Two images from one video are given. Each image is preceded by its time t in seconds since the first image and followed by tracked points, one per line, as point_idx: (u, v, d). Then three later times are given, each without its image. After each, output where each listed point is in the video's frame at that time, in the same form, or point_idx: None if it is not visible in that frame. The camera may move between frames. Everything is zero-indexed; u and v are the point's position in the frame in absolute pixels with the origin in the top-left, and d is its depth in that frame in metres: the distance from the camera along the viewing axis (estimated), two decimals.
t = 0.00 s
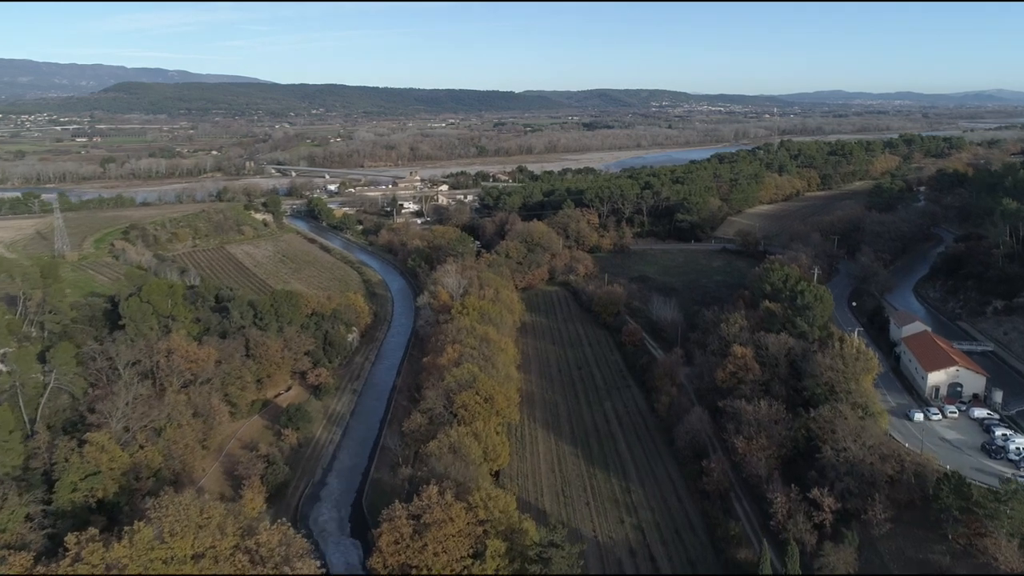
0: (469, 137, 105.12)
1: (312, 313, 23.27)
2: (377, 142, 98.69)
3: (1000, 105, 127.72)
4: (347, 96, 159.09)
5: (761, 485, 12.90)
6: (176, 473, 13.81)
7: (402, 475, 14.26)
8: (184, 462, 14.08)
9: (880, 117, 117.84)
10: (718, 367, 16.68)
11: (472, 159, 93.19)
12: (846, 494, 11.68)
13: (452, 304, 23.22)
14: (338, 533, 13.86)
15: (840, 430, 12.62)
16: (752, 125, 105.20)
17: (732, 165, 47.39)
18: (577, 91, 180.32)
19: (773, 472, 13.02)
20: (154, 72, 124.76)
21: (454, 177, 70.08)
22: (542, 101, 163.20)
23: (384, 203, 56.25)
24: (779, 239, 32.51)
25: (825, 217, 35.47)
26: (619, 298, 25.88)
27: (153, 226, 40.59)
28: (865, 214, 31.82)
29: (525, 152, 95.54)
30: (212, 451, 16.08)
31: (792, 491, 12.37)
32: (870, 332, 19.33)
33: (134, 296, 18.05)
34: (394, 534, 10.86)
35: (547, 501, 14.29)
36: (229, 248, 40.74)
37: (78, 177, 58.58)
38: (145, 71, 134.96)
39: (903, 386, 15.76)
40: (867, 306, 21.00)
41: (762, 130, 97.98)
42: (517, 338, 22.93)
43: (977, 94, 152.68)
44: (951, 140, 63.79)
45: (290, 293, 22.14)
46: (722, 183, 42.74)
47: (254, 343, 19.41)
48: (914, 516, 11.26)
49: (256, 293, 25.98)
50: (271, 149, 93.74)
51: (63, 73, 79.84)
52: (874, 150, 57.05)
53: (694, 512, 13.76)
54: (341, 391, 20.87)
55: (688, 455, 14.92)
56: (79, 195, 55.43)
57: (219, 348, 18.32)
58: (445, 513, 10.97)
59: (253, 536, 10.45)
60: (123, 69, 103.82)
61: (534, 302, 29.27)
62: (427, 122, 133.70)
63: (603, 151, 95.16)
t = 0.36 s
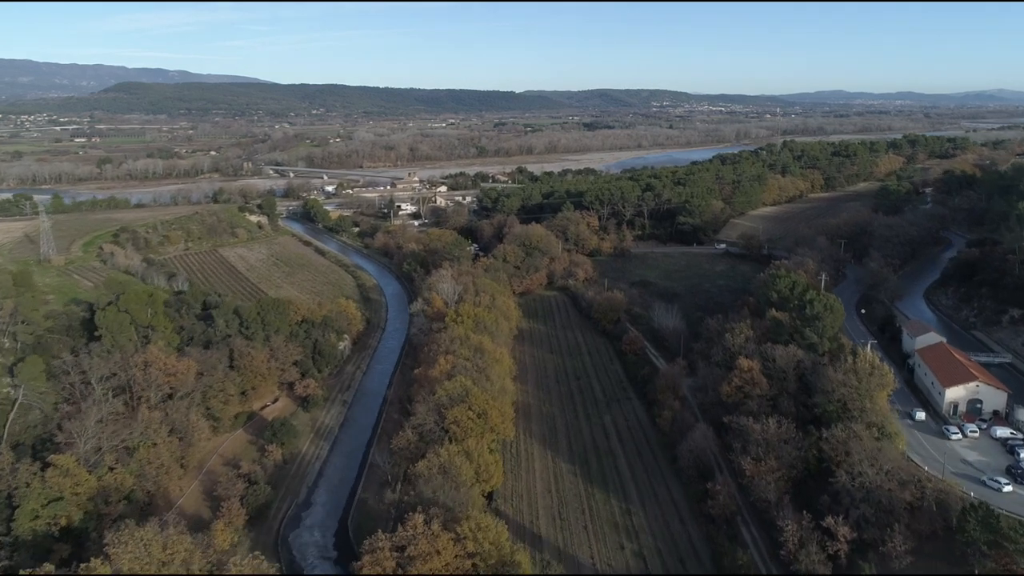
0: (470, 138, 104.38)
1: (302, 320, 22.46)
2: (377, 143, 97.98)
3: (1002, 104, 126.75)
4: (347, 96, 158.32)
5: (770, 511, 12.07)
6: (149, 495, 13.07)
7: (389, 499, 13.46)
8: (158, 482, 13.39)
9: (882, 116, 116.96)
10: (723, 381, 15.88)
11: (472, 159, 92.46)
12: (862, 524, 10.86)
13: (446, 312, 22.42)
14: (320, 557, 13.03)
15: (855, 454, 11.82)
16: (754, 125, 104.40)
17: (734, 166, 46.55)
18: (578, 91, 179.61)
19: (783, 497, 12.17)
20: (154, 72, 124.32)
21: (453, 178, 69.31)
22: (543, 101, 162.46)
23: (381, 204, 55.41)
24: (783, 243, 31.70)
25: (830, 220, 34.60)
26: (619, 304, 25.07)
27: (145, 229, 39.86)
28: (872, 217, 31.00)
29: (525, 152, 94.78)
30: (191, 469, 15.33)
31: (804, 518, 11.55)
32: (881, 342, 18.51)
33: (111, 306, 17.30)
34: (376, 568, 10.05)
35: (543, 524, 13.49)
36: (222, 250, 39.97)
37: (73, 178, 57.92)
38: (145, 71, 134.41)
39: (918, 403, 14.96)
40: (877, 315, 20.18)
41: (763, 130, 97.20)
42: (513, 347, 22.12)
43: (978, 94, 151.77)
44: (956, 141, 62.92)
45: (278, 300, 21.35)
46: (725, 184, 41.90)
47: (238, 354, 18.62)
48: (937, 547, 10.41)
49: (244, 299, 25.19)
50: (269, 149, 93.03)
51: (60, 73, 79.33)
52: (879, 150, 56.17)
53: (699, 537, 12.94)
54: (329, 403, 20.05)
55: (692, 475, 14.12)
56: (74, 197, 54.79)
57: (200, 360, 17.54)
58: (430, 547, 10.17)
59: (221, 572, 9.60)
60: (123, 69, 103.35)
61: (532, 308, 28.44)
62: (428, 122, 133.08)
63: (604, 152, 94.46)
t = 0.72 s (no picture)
0: (470, 138, 103.62)
1: (291, 327, 21.62)
2: (376, 143, 97.21)
3: (1003, 104, 125.76)
4: (348, 96, 157.50)
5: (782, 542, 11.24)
6: (118, 519, 12.42)
7: (375, 525, 12.65)
8: (128, 505, 12.58)
9: (884, 116, 116.07)
10: (728, 396, 15.09)
11: (472, 159, 91.70)
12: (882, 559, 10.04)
13: (440, 319, 21.61)
14: None
15: (872, 480, 11.03)
16: (755, 125, 103.60)
17: (736, 167, 45.73)
18: (579, 91, 178.76)
19: (794, 525, 11.36)
20: (155, 73, 123.83)
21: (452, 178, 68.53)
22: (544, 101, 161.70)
23: (379, 205, 54.59)
24: (788, 246, 30.93)
25: (836, 223, 33.77)
26: (620, 310, 24.25)
27: (134, 231, 39.04)
28: (880, 219, 30.21)
29: (526, 152, 93.99)
30: (168, 489, 14.47)
31: (818, 551, 10.74)
32: (894, 353, 17.73)
33: (86, 315, 16.57)
34: None
35: (538, 549, 12.70)
36: (215, 253, 39.13)
37: (68, 178, 57.19)
38: (145, 70, 133.67)
39: (935, 419, 14.23)
40: (889, 323, 19.40)
41: (765, 130, 96.41)
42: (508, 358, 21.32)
43: (979, 95, 151.41)
44: (961, 141, 62.08)
45: (264, 308, 20.51)
46: (727, 186, 41.05)
47: (221, 364, 17.81)
48: None
49: (231, 306, 24.35)
50: (268, 149, 92.28)
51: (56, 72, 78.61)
52: (883, 151, 55.32)
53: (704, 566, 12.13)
54: (317, 415, 19.18)
55: (696, 497, 13.31)
56: (68, 197, 54.05)
57: (180, 372, 16.76)
58: None
59: None
60: (123, 69, 102.82)
61: (530, 314, 27.61)
62: (428, 122, 132.32)
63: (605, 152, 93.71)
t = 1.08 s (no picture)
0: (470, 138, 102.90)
1: (278, 336, 20.82)
2: (375, 143, 96.51)
3: (1005, 104, 124.82)
4: (347, 96, 156.62)
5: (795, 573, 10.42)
6: (88, 546, 11.80)
7: (358, 553, 11.87)
8: (95, 532, 11.91)
9: (886, 116, 115.31)
10: (734, 412, 14.26)
11: (471, 159, 90.99)
12: None
13: (433, 327, 20.80)
14: None
15: (892, 510, 10.26)
16: (757, 125, 102.86)
17: (739, 168, 44.91)
18: (580, 91, 178.02)
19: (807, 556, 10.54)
20: (155, 73, 123.35)
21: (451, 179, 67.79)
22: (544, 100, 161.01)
23: (376, 206, 53.79)
24: (792, 250, 30.16)
25: (841, 225, 32.97)
26: (620, 316, 23.44)
27: (124, 233, 38.30)
28: (887, 222, 29.39)
29: (526, 152, 93.23)
30: (143, 510, 13.65)
31: None
32: (907, 365, 16.93)
33: (59, 326, 15.91)
34: None
35: None
36: (207, 256, 38.36)
37: (63, 178, 56.56)
38: (146, 70, 133.21)
39: (954, 439, 13.43)
40: (900, 333, 18.60)
41: (767, 130, 95.66)
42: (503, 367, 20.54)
43: (981, 94, 150.70)
44: (966, 141, 61.29)
45: (249, 316, 19.72)
46: (730, 187, 40.27)
47: (202, 376, 17.00)
48: None
49: (219, 313, 23.59)
50: (266, 150, 91.56)
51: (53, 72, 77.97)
52: (887, 151, 54.58)
53: None
54: (305, 428, 18.40)
55: (701, 521, 12.49)
56: (62, 197, 53.40)
57: (157, 386, 16.00)
58: None
59: None
60: (122, 69, 102.37)
61: (527, 320, 26.81)
62: (428, 122, 131.67)
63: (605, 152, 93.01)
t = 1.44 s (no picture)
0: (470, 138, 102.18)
1: (265, 345, 19.99)
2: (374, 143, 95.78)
3: (1007, 104, 124.09)
4: (348, 96, 155.78)
5: None
6: None
7: None
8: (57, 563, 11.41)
9: (888, 116, 114.58)
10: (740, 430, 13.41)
11: (472, 160, 90.26)
12: None
13: (425, 336, 19.98)
14: None
15: (913, 546, 9.55)
16: (759, 125, 102.10)
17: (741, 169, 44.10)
18: (581, 91, 177.26)
19: None
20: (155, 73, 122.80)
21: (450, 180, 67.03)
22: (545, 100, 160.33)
23: (373, 208, 52.98)
24: (797, 255, 29.35)
25: (847, 229, 32.15)
26: (620, 324, 22.60)
27: (115, 236, 37.50)
28: (895, 225, 28.55)
29: (527, 152, 92.48)
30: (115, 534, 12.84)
31: None
32: (921, 379, 16.12)
33: (30, 339, 15.58)
34: None
35: None
36: (200, 259, 37.57)
37: (59, 178, 55.91)
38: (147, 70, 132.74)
39: (976, 462, 12.63)
40: (913, 344, 17.78)
41: (769, 130, 94.91)
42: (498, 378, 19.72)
43: (984, 94, 149.91)
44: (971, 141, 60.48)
45: (232, 325, 18.89)
46: (733, 189, 39.39)
47: (181, 389, 16.17)
48: None
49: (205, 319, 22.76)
50: (265, 149, 90.81)
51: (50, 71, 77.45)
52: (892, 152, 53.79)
53: None
54: (290, 442, 17.57)
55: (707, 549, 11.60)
56: (56, 198, 52.64)
57: (132, 401, 15.22)
58: None
59: None
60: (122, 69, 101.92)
61: (524, 327, 26.00)
62: (428, 122, 131.00)
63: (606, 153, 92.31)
